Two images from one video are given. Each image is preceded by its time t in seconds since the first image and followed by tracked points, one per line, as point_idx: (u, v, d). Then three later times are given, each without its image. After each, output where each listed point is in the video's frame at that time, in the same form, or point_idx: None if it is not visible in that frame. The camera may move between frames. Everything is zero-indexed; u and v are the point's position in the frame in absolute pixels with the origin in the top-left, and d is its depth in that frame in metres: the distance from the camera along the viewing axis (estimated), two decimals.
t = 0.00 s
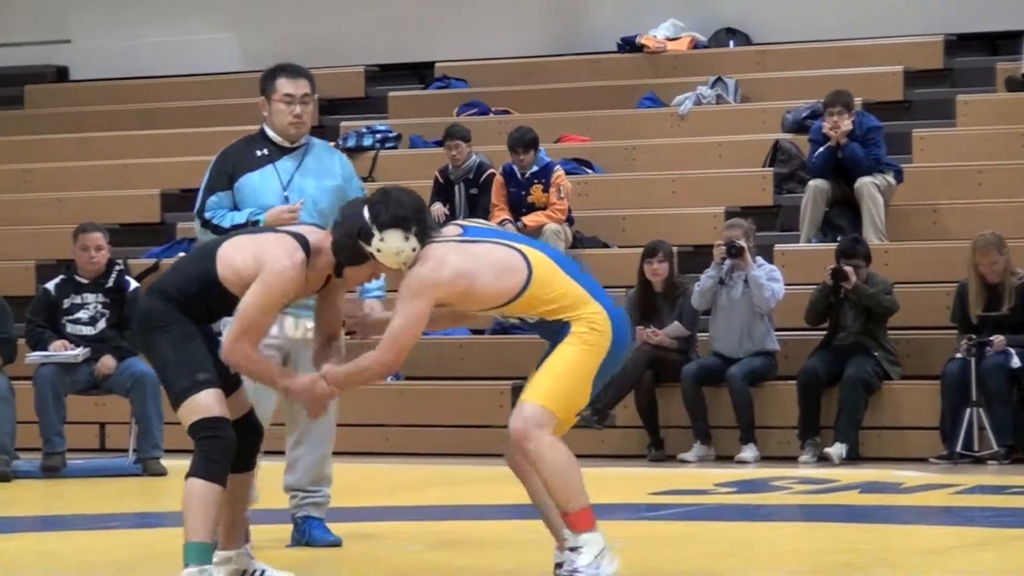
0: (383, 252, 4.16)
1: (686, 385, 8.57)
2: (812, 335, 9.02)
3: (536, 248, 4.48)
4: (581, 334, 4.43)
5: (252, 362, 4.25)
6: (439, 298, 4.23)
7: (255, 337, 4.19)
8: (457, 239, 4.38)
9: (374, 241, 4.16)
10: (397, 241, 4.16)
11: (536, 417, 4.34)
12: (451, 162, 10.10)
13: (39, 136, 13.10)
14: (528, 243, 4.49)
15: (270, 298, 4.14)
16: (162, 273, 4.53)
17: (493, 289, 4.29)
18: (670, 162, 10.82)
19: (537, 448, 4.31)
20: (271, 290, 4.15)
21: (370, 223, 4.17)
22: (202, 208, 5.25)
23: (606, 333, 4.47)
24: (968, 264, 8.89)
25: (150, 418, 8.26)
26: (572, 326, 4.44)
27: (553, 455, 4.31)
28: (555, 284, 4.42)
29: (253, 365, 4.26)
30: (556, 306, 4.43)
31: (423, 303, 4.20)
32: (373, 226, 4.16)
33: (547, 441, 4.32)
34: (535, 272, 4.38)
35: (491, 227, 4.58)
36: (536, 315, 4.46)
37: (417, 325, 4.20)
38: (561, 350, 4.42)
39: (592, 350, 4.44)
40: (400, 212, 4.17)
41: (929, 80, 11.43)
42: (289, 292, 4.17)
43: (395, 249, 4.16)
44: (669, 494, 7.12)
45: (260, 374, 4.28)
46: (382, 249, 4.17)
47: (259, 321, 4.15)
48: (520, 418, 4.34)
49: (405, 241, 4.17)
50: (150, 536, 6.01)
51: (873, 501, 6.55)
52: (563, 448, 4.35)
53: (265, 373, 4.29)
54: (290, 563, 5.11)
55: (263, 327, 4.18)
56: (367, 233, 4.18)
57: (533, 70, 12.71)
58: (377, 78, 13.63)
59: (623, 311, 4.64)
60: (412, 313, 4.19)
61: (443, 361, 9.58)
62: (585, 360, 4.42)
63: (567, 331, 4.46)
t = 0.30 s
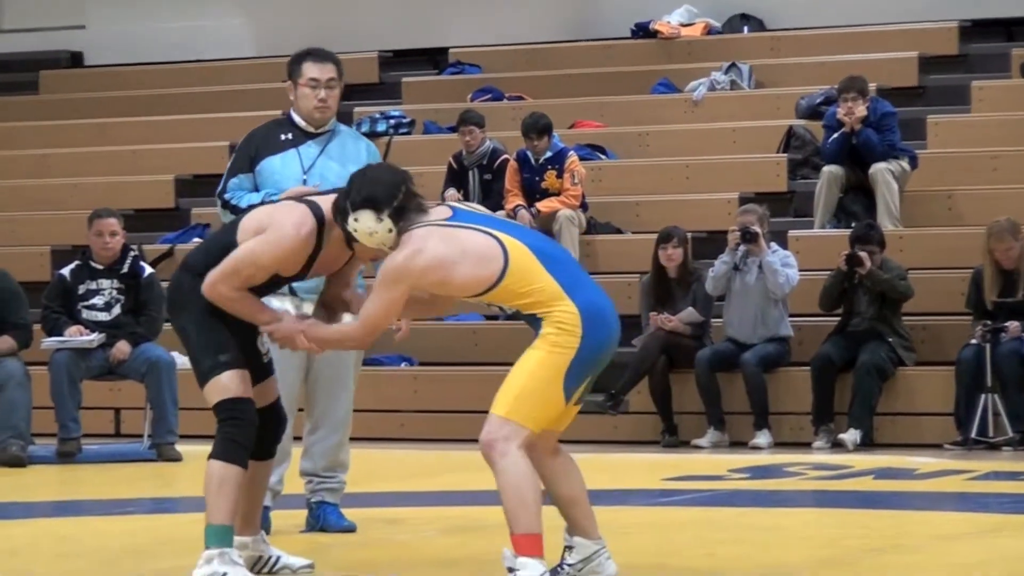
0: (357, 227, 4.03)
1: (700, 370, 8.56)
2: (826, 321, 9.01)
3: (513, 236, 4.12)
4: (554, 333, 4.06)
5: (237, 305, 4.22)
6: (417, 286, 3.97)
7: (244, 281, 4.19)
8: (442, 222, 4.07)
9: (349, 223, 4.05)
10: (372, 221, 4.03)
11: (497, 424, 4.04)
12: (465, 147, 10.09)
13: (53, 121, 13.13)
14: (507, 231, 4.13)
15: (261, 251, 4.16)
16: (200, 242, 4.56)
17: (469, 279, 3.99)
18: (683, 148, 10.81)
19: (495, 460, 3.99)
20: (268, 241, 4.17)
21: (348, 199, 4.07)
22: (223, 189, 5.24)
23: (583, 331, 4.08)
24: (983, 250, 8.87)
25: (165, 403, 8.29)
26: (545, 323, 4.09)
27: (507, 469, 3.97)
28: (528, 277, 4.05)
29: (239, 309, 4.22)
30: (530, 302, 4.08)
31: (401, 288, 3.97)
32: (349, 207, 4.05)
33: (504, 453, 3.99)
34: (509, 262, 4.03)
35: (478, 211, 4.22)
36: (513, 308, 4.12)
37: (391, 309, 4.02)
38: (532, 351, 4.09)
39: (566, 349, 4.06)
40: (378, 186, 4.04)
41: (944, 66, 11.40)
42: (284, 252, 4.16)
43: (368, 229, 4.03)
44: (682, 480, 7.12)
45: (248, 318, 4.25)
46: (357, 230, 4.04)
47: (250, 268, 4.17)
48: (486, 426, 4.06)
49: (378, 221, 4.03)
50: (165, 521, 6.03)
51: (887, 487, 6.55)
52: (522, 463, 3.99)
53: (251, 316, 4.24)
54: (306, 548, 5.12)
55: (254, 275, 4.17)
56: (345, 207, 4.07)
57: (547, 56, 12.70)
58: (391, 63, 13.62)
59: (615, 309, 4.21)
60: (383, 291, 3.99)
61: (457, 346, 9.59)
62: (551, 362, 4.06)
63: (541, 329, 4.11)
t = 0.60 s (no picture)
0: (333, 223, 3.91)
1: (709, 360, 8.56)
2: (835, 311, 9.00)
3: (498, 221, 3.96)
4: (539, 322, 3.94)
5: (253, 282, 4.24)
6: (400, 271, 3.81)
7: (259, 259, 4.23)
8: (423, 209, 3.89)
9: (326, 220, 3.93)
10: (346, 220, 3.89)
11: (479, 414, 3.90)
12: (473, 138, 10.08)
13: (62, 112, 13.15)
14: (490, 216, 3.96)
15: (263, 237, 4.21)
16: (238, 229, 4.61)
17: (455, 263, 3.82)
18: (692, 138, 10.80)
19: (480, 452, 3.87)
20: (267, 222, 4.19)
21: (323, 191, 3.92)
22: (236, 177, 5.23)
23: (569, 319, 3.96)
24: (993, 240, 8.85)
25: (173, 393, 8.30)
26: (528, 313, 3.96)
27: (492, 459, 3.86)
28: (512, 264, 3.90)
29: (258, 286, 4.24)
30: (514, 290, 3.93)
31: (382, 275, 3.81)
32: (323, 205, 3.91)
33: (489, 444, 3.87)
34: (494, 248, 3.88)
35: (462, 195, 4.04)
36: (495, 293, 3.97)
37: (370, 296, 3.84)
38: (514, 340, 3.96)
39: (552, 337, 3.94)
40: (349, 177, 3.86)
41: (953, 56, 11.37)
42: (283, 224, 4.19)
43: (341, 225, 3.91)
44: (690, 470, 7.12)
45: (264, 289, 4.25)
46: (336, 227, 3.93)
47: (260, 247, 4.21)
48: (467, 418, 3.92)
49: (348, 219, 3.89)
50: (174, 512, 6.03)
51: (896, 477, 6.54)
52: (507, 452, 3.88)
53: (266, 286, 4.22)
54: (313, 539, 5.12)
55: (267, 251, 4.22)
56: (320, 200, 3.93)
57: (556, 46, 12.68)
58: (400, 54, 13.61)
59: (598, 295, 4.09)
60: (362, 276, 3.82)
61: (465, 337, 9.59)
62: (536, 353, 3.93)
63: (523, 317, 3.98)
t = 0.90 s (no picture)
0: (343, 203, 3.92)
1: (717, 352, 8.55)
2: (844, 304, 8.98)
3: (504, 201, 3.92)
4: (528, 305, 3.86)
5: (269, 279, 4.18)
6: (405, 234, 3.79)
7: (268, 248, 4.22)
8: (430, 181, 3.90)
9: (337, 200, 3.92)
10: (359, 199, 3.90)
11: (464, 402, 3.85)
12: (483, 130, 10.09)
13: (71, 103, 13.16)
14: (500, 196, 3.93)
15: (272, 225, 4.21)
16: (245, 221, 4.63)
17: (455, 232, 3.79)
18: (700, 131, 10.78)
19: (464, 441, 3.81)
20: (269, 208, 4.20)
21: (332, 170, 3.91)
22: (243, 166, 5.17)
23: (556, 301, 3.86)
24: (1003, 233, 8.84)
25: (183, 386, 8.31)
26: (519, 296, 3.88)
27: (478, 448, 3.80)
28: (506, 243, 3.84)
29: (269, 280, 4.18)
30: (507, 269, 3.87)
31: (389, 235, 3.77)
32: (333, 186, 3.90)
33: (472, 433, 3.81)
34: (492, 225, 3.84)
35: (481, 176, 4.04)
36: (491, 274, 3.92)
37: (375, 257, 3.78)
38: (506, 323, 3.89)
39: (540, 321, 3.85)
40: (359, 153, 3.86)
41: (962, 49, 11.33)
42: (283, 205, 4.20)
43: (352, 203, 3.92)
44: (698, 462, 7.13)
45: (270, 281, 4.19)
46: (348, 207, 3.93)
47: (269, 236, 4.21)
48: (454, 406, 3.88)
49: (358, 196, 3.89)
50: (183, 504, 6.05)
51: (905, 470, 6.54)
52: (496, 439, 3.82)
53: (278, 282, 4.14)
54: (322, 531, 5.13)
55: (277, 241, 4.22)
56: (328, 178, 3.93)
57: (565, 38, 12.66)
58: (408, 46, 13.59)
59: (600, 291, 3.99)
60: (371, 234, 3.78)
61: (474, 329, 9.59)
62: (520, 336, 3.85)
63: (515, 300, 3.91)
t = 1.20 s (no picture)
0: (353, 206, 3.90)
1: (726, 346, 8.55)
2: (854, 297, 8.97)
3: (503, 227, 3.82)
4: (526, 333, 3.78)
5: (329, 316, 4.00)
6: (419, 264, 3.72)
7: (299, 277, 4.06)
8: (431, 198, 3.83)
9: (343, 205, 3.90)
10: (362, 201, 3.87)
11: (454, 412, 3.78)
12: (492, 123, 10.07)
13: (81, 96, 13.17)
14: (500, 222, 3.83)
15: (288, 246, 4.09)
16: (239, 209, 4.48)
17: (455, 260, 3.72)
18: (709, 125, 10.77)
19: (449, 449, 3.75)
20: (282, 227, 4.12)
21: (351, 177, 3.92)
22: (252, 159, 5.24)
23: (557, 328, 3.78)
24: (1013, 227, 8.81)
25: (192, 379, 8.32)
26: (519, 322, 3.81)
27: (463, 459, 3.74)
28: (506, 272, 3.76)
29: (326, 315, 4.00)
30: (508, 297, 3.79)
31: (413, 279, 3.71)
32: (341, 190, 3.89)
33: (456, 443, 3.75)
34: (492, 253, 3.75)
35: (486, 196, 3.92)
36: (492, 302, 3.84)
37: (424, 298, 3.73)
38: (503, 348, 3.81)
39: (537, 351, 3.77)
40: (367, 165, 3.86)
41: (974, 43, 11.30)
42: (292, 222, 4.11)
43: (359, 206, 3.89)
44: (706, 456, 7.12)
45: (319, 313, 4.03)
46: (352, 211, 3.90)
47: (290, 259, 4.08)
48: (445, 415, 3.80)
49: (362, 200, 3.87)
50: (192, 496, 6.06)
51: (914, 464, 6.53)
52: (477, 452, 3.75)
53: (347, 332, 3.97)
54: (332, 524, 5.13)
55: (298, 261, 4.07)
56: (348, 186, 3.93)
57: (575, 32, 12.65)
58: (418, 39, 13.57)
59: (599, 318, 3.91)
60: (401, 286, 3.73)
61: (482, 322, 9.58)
62: (518, 363, 3.77)
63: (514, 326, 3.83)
